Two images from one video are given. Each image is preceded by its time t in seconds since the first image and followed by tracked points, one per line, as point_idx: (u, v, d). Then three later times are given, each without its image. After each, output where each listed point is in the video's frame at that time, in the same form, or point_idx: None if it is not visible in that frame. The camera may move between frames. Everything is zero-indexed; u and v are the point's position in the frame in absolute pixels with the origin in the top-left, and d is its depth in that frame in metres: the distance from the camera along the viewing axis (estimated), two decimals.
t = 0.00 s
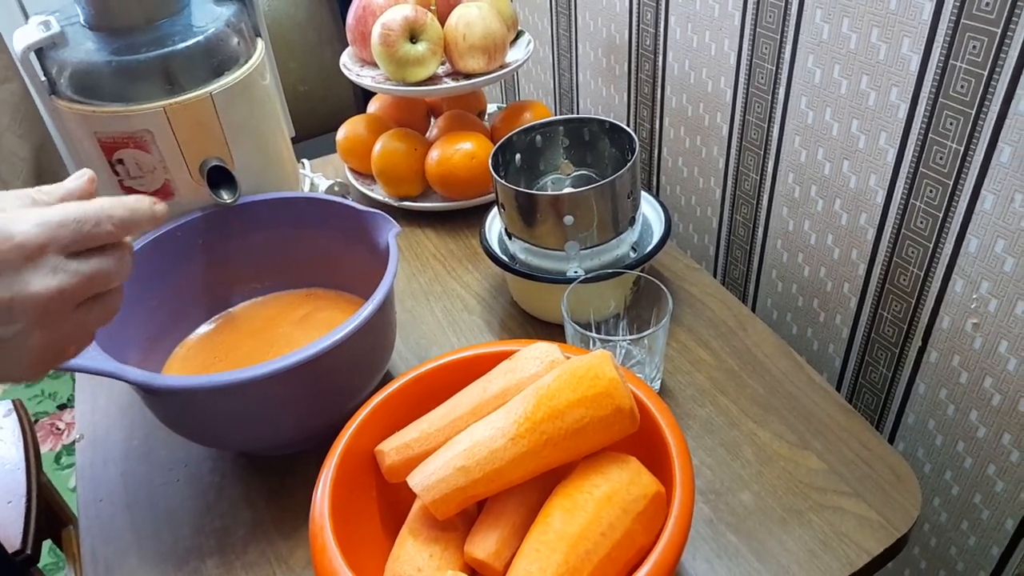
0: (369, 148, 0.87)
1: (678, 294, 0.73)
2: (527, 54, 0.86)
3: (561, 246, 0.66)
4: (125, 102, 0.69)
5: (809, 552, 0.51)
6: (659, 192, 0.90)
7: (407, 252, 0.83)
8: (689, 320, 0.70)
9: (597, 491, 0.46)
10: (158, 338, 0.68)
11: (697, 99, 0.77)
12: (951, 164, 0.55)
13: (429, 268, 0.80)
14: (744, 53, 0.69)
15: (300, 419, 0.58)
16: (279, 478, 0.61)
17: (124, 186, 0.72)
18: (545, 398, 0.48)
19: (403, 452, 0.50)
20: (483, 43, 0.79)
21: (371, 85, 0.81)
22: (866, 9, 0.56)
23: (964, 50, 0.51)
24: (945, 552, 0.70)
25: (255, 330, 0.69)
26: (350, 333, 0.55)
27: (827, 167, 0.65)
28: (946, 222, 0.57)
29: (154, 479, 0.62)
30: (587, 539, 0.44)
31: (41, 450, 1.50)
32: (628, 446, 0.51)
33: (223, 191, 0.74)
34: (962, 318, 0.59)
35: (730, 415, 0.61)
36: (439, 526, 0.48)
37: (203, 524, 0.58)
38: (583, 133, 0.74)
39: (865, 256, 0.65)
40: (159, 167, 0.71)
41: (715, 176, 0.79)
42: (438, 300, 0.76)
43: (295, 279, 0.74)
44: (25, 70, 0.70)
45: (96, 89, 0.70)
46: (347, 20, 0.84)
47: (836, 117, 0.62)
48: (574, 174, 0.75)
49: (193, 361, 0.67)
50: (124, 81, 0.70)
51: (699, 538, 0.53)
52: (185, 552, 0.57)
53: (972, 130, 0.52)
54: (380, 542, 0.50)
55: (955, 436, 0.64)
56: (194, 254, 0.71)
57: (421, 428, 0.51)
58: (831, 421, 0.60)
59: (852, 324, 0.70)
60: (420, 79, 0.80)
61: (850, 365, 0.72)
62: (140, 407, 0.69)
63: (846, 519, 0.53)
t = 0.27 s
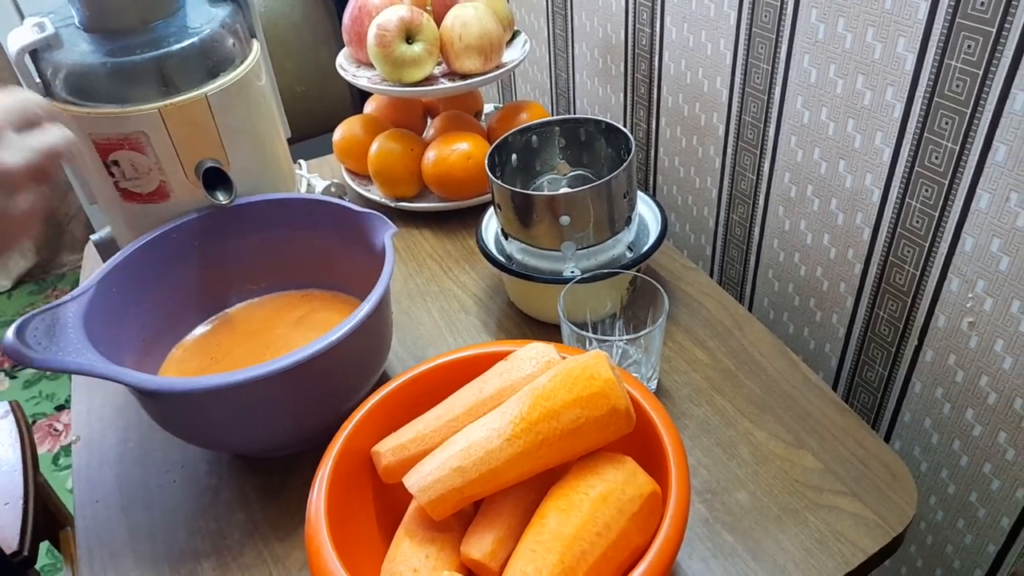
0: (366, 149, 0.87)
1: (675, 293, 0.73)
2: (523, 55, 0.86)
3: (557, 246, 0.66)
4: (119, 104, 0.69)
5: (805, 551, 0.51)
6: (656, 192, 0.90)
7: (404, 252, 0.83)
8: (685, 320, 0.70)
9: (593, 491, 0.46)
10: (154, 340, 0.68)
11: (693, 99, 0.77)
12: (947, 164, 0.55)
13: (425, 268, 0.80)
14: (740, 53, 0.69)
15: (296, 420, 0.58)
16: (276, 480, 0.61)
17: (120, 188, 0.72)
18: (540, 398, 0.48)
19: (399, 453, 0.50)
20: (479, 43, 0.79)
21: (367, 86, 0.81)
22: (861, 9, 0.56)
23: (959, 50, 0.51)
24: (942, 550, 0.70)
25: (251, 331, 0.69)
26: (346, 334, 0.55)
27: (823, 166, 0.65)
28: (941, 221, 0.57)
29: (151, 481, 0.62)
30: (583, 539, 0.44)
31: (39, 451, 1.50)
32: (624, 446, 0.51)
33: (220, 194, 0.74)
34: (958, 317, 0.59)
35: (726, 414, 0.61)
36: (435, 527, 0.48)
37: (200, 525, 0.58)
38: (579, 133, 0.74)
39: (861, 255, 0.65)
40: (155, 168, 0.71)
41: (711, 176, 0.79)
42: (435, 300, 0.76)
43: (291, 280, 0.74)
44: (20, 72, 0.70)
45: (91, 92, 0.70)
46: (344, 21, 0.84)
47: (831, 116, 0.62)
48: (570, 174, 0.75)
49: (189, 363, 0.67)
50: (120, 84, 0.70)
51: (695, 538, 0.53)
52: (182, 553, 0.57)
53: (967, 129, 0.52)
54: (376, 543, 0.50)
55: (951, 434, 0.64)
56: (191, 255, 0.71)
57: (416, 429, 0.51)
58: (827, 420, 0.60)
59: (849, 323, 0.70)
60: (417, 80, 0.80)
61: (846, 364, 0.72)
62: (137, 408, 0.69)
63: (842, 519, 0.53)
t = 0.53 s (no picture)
0: (367, 148, 0.87)
1: (678, 293, 0.73)
2: (525, 53, 0.86)
3: (560, 246, 0.66)
4: (120, 104, 0.69)
5: (811, 553, 0.51)
6: (659, 191, 0.89)
7: (406, 252, 0.83)
8: (689, 320, 0.70)
9: (597, 492, 0.45)
10: (156, 340, 0.67)
11: (696, 98, 0.77)
12: (952, 163, 0.55)
13: (427, 268, 0.80)
14: (743, 52, 0.69)
15: (299, 421, 0.58)
16: (278, 481, 0.61)
17: (121, 188, 0.72)
18: (544, 399, 0.48)
19: (402, 455, 0.50)
20: (480, 42, 0.78)
21: (368, 85, 0.80)
22: (865, 7, 0.56)
23: (964, 48, 0.51)
24: (948, 551, 0.70)
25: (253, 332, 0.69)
26: (348, 334, 0.55)
27: (827, 166, 0.65)
28: (947, 221, 0.57)
29: (152, 481, 0.62)
30: (588, 541, 0.43)
31: (41, 452, 1.50)
32: (629, 447, 0.51)
33: (221, 194, 0.73)
34: (964, 317, 0.59)
35: (730, 415, 0.61)
36: (438, 529, 0.48)
37: (202, 527, 0.58)
38: (581, 132, 0.73)
39: (865, 254, 0.65)
40: (156, 168, 0.71)
41: (714, 175, 0.79)
42: (437, 300, 0.76)
43: (293, 280, 0.74)
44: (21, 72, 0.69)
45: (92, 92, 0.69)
46: (345, 20, 0.84)
47: (835, 115, 0.62)
48: (573, 173, 0.75)
49: (191, 363, 0.67)
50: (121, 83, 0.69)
51: (700, 539, 0.52)
52: (183, 555, 0.56)
53: (972, 128, 0.52)
54: (379, 545, 0.50)
55: (957, 435, 0.64)
56: (192, 255, 0.71)
57: (419, 430, 0.51)
58: (832, 420, 0.60)
59: (853, 323, 0.69)
60: (418, 79, 0.80)
61: (851, 364, 0.72)
62: (138, 409, 0.69)
63: (848, 520, 0.53)
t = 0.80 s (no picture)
0: (371, 155, 0.87)
1: (681, 299, 0.73)
2: (528, 60, 0.86)
3: (563, 252, 0.66)
4: (126, 111, 0.69)
5: (814, 560, 0.51)
6: (661, 197, 0.90)
7: (410, 258, 0.83)
8: (692, 326, 0.70)
9: (601, 499, 0.45)
10: (161, 346, 0.68)
11: (698, 104, 0.77)
12: (954, 170, 0.55)
13: (431, 274, 0.80)
14: (745, 59, 0.69)
15: (303, 427, 0.58)
16: (282, 486, 0.61)
17: (126, 194, 0.72)
18: (548, 407, 0.48)
19: (407, 461, 0.50)
20: (484, 49, 0.79)
21: (372, 92, 0.81)
22: (867, 15, 0.56)
23: (966, 56, 0.51)
24: (951, 558, 0.70)
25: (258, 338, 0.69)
26: (352, 341, 0.55)
27: (829, 172, 0.65)
28: (949, 228, 0.57)
29: (157, 487, 0.62)
30: (592, 548, 0.43)
31: (45, 456, 1.50)
32: (632, 455, 0.51)
33: (226, 200, 0.74)
34: (966, 323, 0.59)
35: (733, 421, 0.61)
36: (443, 535, 0.48)
37: (207, 532, 0.58)
38: (584, 138, 0.74)
39: (868, 261, 0.65)
40: (162, 175, 0.71)
41: (717, 181, 0.79)
42: (440, 306, 0.76)
43: (297, 286, 0.74)
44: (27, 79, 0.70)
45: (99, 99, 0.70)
46: (349, 27, 0.84)
47: (838, 122, 0.62)
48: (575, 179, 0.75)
49: (196, 369, 0.67)
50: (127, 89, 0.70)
51: (703, 546, 0.52)
52: (188, 560, 0.57)
53: (975, 136, 0.52)
54: (384, 551, 0.50)
55: (959, 441, 0.64)
56: (197, 262, 0.71)
57: (424, 437, 0.51)
58: (835, 426, 0.60)
59: (856, 329, 0.70)
60: (422, 86, 0.80)
61: (854, 370, 0.72)
62: (143, 414, 0.69)
63: (851, 527, 0.53)
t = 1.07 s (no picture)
0: (371, 158, 0.87)
1: (684, 304, 0.73)
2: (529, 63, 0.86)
3: (565, 257, 0.66)
4: (126, 116, 0.69)
5: (820, 568, 0.51)
6: (664, 201, 0.89)
7: (411, 262, 0.83)
8: (695, 331, 0.70)
9: (605, 508, 0.45)
10: (161, 352, 0.67)
11: (700, 108, 0.77)
12: (959, 175, 0.54)
13: (432, 278, 0.80)
14: (748, 63, 0.69)
15: (304, 434, 0.57)
16: (282, 493, 0.61)
17: (126, 199, 0.72)
18: (552, 414, 0.47)
19: (408, 469, 0.49)
20: (485, 52, 0.78)
21: (373, 96, 0.80)
22: (871, 19, 0.56)
23: (971, 60, 0.50)
24: (957, 565, 0.69)
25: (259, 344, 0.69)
26: (353, 347, 0.55)
27: (833, 177, 0.65)
28: (955, 232, 0.56)
29: (156, 494, 0.62)
30: (596, 558, 0.43)
31: (44, 461, 1.49)
32: (636, 462, 0.51)
33: (226, 205, 0.73)
34: (972, 329, 0.58)
35: (737, 427, 0.61)
36: (445, 544, 0.47)
37: (206, 540, 0.58)
38: (586, 142, 0.73)
39: (872, 266, 0.65)
40: (162, 180, 0.70)
41: (720, 186, 0.79)
42: (442, 311, 0.75)
43: (298, 291, 0.74)
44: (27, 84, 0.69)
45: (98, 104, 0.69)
46: (349, 31, 0.84)
47: (842, 126, 0.62)
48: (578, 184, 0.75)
49: (196, 375, 0.67)
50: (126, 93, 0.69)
51: (708, 554, 0.52)
52: (188, 568, 0.56)
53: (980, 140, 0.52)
54: (385, 559, 0.50)
55: (966, 448, 0.64)
56: (197, 267, 0.70)
57: (426, 444, 0.50)
58: (840, 433, 0.59)
59: (861, 334, 0.69)
60: (423, 89, 0.80)
61: (858, 376, 0.72)
62: (142, 420, 0.69)
63: (856, 535, 0.52)
